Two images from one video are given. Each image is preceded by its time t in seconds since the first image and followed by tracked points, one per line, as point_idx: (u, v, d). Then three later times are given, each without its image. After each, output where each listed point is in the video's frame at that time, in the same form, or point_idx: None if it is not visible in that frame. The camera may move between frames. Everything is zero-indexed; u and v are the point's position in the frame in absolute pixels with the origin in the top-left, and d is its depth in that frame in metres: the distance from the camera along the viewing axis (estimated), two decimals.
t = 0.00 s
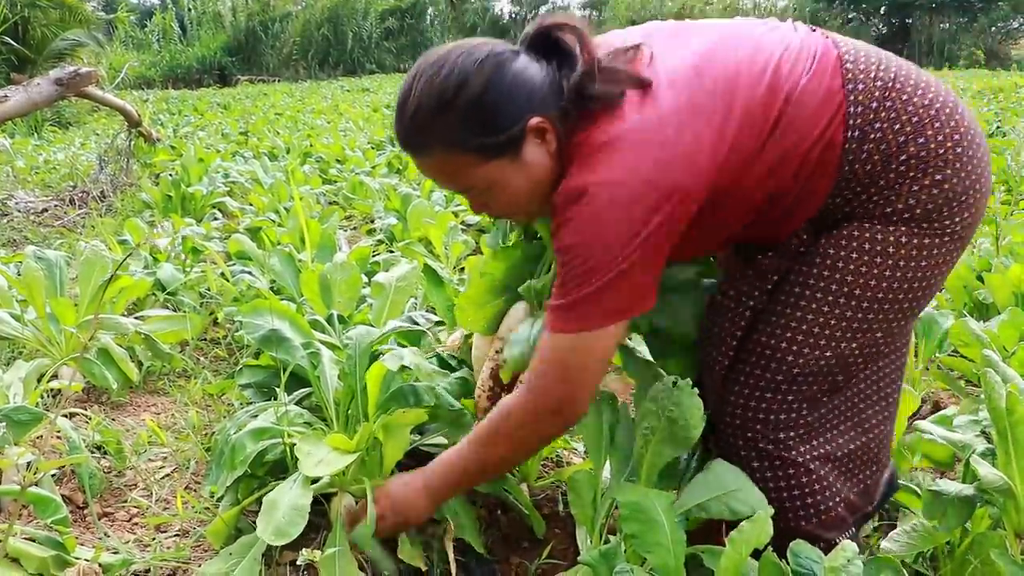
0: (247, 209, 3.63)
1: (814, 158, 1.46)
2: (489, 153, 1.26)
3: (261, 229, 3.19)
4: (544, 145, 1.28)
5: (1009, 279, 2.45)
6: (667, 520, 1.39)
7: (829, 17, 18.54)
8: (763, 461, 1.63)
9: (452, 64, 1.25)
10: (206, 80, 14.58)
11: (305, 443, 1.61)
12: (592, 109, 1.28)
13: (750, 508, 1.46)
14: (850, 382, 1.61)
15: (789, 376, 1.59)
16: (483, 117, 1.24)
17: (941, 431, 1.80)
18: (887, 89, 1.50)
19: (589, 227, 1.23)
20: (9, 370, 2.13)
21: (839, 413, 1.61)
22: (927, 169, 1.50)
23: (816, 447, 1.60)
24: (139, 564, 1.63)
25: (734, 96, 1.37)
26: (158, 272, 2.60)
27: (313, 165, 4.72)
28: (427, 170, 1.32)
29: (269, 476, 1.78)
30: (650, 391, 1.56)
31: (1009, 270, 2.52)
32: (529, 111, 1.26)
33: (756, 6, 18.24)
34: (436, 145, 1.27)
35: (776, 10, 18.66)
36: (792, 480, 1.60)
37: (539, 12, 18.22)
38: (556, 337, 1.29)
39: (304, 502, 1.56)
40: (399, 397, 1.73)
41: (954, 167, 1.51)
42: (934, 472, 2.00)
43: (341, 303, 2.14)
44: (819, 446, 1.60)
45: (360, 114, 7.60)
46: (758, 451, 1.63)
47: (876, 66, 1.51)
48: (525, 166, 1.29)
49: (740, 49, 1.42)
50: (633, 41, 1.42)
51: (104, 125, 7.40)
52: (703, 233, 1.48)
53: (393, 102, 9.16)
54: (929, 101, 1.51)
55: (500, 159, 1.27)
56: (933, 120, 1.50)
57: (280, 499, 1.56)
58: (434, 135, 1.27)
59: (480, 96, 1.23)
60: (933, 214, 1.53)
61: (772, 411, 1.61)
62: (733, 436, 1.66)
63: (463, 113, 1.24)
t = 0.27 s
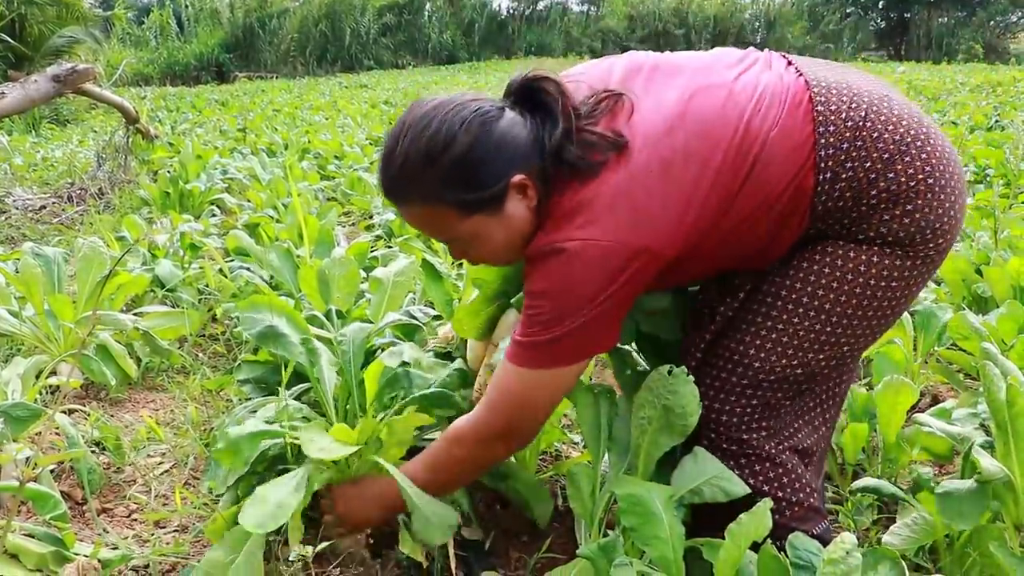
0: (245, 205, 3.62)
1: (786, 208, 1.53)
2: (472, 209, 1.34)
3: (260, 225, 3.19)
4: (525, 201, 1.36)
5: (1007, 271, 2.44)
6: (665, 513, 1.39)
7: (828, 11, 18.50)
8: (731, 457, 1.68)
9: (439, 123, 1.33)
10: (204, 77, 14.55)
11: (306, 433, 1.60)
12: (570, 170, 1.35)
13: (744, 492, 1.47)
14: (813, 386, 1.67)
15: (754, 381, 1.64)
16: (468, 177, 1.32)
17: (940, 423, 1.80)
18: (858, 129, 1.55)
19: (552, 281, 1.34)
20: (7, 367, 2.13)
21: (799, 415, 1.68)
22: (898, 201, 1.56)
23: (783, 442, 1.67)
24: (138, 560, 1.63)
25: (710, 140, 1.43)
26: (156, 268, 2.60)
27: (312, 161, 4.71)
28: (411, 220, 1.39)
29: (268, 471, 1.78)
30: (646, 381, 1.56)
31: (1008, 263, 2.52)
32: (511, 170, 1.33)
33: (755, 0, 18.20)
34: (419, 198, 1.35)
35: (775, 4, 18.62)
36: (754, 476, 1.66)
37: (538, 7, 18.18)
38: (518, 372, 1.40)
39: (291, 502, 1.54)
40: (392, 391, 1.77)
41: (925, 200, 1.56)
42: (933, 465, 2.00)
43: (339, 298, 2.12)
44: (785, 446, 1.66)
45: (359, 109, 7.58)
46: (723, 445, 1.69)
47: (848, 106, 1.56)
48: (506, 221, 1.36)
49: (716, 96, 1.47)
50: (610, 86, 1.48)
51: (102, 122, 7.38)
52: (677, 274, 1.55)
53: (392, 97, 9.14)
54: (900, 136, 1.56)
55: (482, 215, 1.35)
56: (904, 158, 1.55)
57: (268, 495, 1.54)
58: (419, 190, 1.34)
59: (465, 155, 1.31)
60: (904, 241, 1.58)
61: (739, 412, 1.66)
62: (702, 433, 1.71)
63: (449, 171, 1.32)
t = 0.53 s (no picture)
0: (244, 201, 3.61)
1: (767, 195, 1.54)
2: (444, 190, 1.38)
3: (258, 221, 3.19)
4: (499, 185, 1.39)
5: (1005, 267, 2.44)
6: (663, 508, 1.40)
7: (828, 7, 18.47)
8: (730, 455, 1.68)
9: (416, 103, 1.35)
10: (203, 73, 14.52)
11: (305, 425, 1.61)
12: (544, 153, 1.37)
13: (741, 489, 1.46)
14: (813, 379, 1.67)
15: (751, 376, 1.65)
16: (441, 159, 1.35)
17: (938, 419, 1.79)
18: (840, 115, 1.54)
19: (531, 266, 1.36)
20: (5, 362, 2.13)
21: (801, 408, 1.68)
22: (885, 185, 1.55)
23: (783, 441, 1.66)
24: (136, 556, 1.63)
25: (689, 127, 1.44)
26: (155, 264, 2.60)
27: (310, 157, 4.70)
28: (388, 198, 1.43)
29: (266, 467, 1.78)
30: (645, 377, 1.56)
31: (1007, 259, 2.52)
32: (485, 153, 1.36)
33: None
34: (395, 176, 1.38)
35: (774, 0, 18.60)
36: (757, 472, 1.66)
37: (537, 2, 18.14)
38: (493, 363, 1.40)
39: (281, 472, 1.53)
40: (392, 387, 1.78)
41: (914, 182, 1.55)
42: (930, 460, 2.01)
43: (337, 294, 2.12)
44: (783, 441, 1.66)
45: (357, 105, 7.57)
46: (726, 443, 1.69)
47: (829, 91, 1.56)
48: (478, 203, 1.39)
49: (694, 83, 1.49)
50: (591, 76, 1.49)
51: (100, 118, 7.37)
52: (662, 262, 1.57)
53: (391, 94, 9.12)
54: (884, 120, 1.55)
55: (456, 195, 1.38)
56: (889, 141, 1.55)
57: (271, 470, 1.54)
58: (395, 168, 1.37)
59: (440, 136, 1.34)
60: (899, 226, 1.57)
61: (736, 409, 1.67)
62: (702, 432, 1.72)
63: (423, 151, 1.35)
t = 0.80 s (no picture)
0: (242, 199, 3.61)
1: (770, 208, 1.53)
2: (442, 181, 1.38)
3: (257, 219, 3.18)
4: (497, 183, 1.40)
5: (1005, 265, 2.44)
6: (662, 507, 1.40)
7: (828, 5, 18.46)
8: (726, 458, 1.69)
9: (423, 91, 1.36)
10: (202, 71, 14.51)
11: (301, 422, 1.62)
12: (545, 165, 1.38)
13: (741, 492, 1.47)
14: (812, 388, 1.67)
15: (750, 383, 1.65)
16: (442, 150, 1.36)
17: (937, 416, 1.78)
18: (844, 130, 1.54)
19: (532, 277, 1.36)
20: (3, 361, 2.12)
21: (797, 415, 1.68)
22: (889, 200, 1.55)
23: (780, 444, 1.67)
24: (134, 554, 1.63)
25: (690, 140, 1.44)
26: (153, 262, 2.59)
27: (309, 155, 4.69)
28: (387, 181, 1.43)
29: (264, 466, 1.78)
30: (643, 373, 1.56)
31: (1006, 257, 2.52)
32: (486, 151, 1.37)
33: None
34: (396, 160, 1.39)
35: None
36: (753, 478, 1.66)
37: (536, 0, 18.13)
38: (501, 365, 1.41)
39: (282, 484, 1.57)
40: (388, 387, 1.79)
41: (918, 198, 1.55)
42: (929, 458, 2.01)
43: (336, 293, 2.12)
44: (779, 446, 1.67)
45: (356, 104, 7.56)
46: (723, 448, 1.69)
47: (833, 107, 1.55)
48: (475, 198, 1.40)
49: (693, 102, 1.48)
50: (598, 86, 1.50)
51: (99, 116, 7.37)
52: (661, 277, 1.57)
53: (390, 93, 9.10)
54: (889, 136, 1.55)
55: (454, 187, 1.40)
56: (893, 156, 1.54)
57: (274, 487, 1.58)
58: (397, 151, 1.38)
59: (443, 127, 1.35)
60: (902, 240, 1.57)
61: (734, 414, 1.67)
62: (697, 434, 1.72)
63: (425, 140, 1.36)
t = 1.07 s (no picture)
0: (242, 197, 3.61)
1: (780, 165, 1.53)
2: (443, 122, 1.39)
3: (256, 217, 3.18)
4: (499, 125, 1.40)
5: (1004, 263, 2.44)
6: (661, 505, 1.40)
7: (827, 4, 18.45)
8: (742, 453, 1.66)
9: (425, 39, 1.39)
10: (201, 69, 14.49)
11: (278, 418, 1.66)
12: (562, 111, 1.39)
13: (744, 492, 1.46)
14: (828, 374, 1.65)
15: (767, 370, 1.63)
16: (442, 88, 1.37)
17: (936, 415, 1.80)
18: (856, 99, 1.56)
19: (523, 219, 1.33)
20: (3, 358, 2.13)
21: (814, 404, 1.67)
22: (902, 170, 1.56)
23: (797, 441, 1.65)
24: (133, 552, 1.63)
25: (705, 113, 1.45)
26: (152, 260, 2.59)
27: (308, 154, 4.69)
28: (391, 132, 1.45)
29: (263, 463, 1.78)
30: (644, 372, 1.56)
31: (1006, 255, 2.52)
32: (487, 92, 1.38)
33: None
34: (398, 106, 1.40)
35: None
36: (768, 472, 1.64)
37: None
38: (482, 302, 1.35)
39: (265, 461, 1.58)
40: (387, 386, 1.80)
41: (929, 168, 1.56)
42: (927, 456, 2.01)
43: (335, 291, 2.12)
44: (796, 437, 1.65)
45: (355, 102, 7.55)
46: (739, 441, 1.66)
47: (846, 77, 1.58)
48: (477, 140, 1.41)
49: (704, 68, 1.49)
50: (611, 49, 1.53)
51: (98, 115, 7.36)
52: (669, 239, 1.56)
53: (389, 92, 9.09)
54: (899, 107, 1.57)
55: (455, 131, 1.40)
56: (904, 126, 1.56)
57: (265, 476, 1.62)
58: (398, 97, 1.40)
59: (443, 71, 1.37)
60: (915, 214, 1.58)
61: (751, 404, 1.65)
62: (711, 429, 1.70)
63: (425, 82, 1.38)
